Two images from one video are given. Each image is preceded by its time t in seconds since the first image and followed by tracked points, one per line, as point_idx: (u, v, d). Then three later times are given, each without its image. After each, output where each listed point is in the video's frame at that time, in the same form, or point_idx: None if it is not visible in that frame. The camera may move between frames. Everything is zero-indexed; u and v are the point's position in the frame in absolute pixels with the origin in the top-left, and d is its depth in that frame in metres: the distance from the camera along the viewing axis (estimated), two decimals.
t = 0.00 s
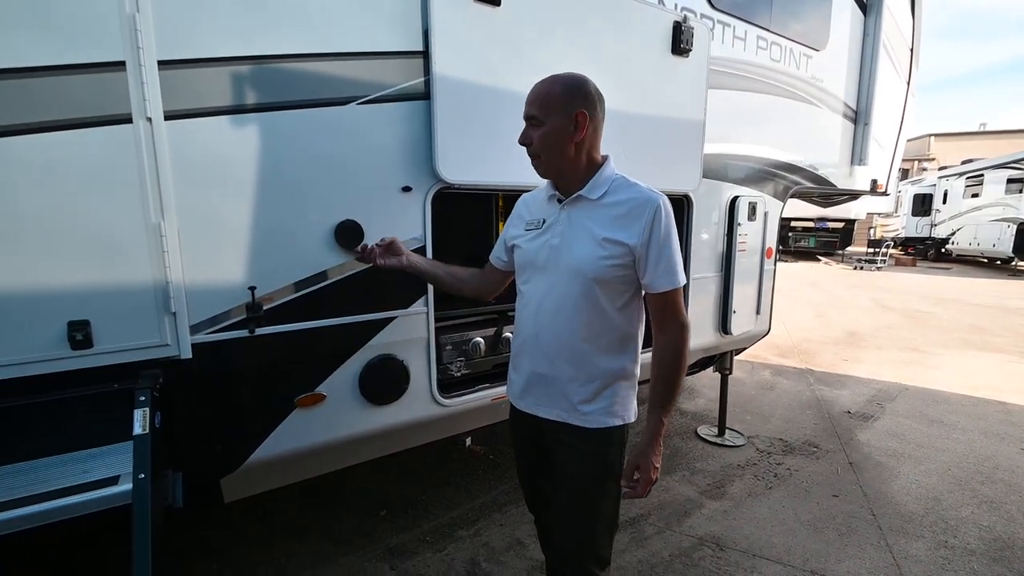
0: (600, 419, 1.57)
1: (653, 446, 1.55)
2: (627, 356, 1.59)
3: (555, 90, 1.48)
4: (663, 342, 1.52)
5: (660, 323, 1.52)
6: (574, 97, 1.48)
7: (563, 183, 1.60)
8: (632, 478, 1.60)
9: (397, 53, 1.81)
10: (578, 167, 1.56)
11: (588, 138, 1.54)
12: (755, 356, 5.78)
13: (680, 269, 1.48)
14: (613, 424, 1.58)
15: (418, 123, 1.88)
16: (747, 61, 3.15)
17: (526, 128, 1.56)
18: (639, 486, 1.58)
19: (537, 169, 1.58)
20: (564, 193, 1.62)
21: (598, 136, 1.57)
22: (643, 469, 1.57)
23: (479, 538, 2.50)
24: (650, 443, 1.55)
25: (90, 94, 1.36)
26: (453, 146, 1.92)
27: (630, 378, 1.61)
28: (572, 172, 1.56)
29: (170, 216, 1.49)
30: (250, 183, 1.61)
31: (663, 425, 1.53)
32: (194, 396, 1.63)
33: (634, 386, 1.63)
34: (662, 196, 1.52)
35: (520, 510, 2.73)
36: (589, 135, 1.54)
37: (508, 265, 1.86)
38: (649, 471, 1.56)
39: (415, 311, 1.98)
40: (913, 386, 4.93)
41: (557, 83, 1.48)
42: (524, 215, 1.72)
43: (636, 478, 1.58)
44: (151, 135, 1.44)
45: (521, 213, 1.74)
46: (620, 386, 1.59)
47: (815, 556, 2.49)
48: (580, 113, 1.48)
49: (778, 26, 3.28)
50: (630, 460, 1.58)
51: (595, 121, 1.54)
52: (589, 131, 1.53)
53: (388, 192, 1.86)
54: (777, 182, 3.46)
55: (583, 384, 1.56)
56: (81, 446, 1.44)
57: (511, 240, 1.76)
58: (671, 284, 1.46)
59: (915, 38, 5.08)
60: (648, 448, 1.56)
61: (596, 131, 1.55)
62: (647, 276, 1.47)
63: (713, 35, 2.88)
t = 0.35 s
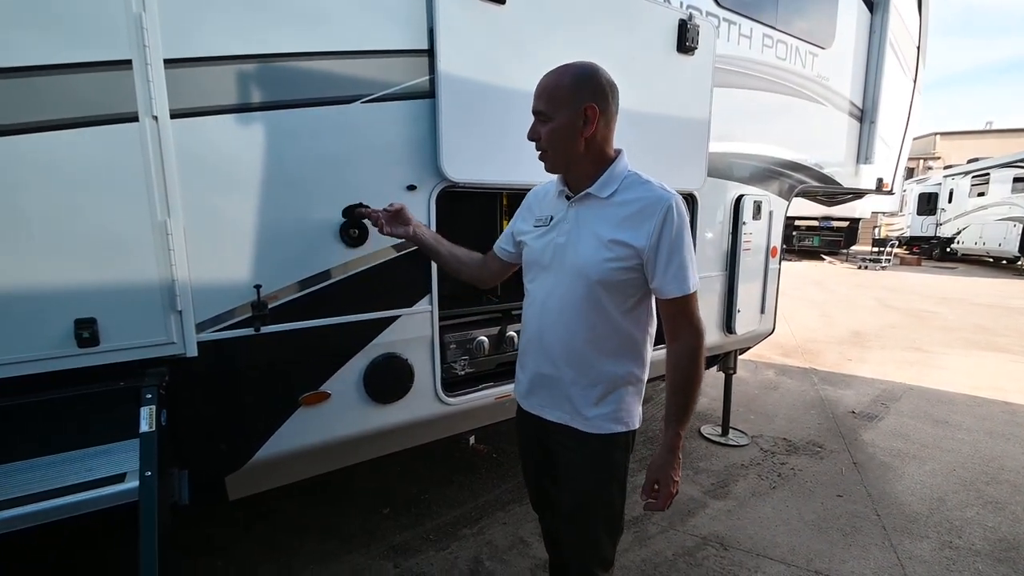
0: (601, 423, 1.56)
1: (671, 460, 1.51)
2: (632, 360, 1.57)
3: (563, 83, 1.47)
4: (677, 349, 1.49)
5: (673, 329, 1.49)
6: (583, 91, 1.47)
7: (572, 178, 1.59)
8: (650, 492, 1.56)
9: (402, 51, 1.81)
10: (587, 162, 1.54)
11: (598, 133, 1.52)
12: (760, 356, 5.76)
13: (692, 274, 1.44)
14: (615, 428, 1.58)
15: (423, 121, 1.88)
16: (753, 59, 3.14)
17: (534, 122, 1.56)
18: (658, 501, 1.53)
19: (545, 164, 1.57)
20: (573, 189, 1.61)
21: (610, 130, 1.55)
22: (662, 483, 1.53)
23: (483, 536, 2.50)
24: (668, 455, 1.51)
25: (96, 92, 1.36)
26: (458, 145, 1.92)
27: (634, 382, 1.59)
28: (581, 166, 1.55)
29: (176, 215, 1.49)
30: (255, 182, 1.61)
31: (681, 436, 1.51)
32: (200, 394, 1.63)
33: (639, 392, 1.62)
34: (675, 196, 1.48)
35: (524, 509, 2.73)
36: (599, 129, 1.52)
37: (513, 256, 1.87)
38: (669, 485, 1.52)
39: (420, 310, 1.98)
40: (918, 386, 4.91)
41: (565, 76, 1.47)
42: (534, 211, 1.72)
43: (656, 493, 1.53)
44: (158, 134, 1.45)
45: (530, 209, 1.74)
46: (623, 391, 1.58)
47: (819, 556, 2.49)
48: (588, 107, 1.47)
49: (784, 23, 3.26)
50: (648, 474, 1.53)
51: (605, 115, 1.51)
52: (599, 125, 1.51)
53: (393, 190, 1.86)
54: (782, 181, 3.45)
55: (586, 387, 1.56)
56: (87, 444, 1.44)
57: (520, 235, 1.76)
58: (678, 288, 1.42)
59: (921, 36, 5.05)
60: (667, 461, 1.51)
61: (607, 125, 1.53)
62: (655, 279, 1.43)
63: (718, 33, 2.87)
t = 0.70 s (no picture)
0: (607, 430, 1.55)
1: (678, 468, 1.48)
2: (641, 367, 1.56)
3: (580, 80, 1.46)
4: (686, 356, 1.46)
5: (683, 339, 1.47)
6: (600, 89, 1.46)
7: (583, 177, 1.58)
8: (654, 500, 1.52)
9: (406, 52, 1.82)
10: (601, 161, 1.54)
11: (615, 132, 1.51)
12: (762, 357, 5.75)
13: (704, 282, 1.43)
14: (621, 437, 1.57)
15: (426, 122, 1.88)
16: (756, 60, 3.14)
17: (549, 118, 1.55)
18: (663, 509, 1.50)
19: (558, 161, 1.57)
20: (585, 188, 1.61)
21: (626, 129, 1.54)
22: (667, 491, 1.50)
23: (484, 537, 2.51)
24: (676, 464, 1.48)
25: (102, 93, 1.37)
26: (461, 145, 1.92)
27: (642, 389, 1.58)
28: (595, 165, 1.54)
29: (180, 214, 1.50)
30: (259, 182, 1.62)
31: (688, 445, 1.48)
32: (203, 392, 1.64)
33: (648, 399, 1.61)
34: (691, 201, 1.47)
35: (525, 510, 2.73)
36: (615, 128, 1.51)
37: (521, 254, 1.82)
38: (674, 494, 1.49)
39: (422, 310, 1.99)
40: (921, 389, 4.90)
41: (583, 72, 1.46)
42: (544, 210, 1.72)
43: (661, 502, 1.49)
44: (163, 134, 1.45)
45: (540, 207, 1.74)
46: (630, 398, 1.56)
47: (822, 559, 2.48)
48: (605, 105, 1.46)
49: (787, 25, 3.26)
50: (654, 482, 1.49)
51: (623, 115, 1.50)
52: (616, 124, 1.50)
53: (396, 190, 1.86)
54: (785, 182, 3.45)
55: (593, 392, 1.56)
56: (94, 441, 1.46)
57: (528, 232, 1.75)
58: (688, 297, 1.41)
59: (926, 37, 5.04)
60: (673, 470, 1.48)
61: (624, 124, 1.52)
62: (666, 287, 1.43)
63: (721, 35, 2.87)
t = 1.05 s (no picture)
0: (620, 435, 1.55)
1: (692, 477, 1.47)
2: (654, 368, 1.55)
3: (585, 77, 1.46)
4: (701, 358, 1.45)
5: (698, 340, 1.45)
6: (605, 85, 1.45)
7: (591, 176, 1.58)
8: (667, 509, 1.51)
9: (413, 51, 1.82)
10: (609, 159, 1.53)
11: (622, 128, 1.50)
12: (769, 358, 5.73)
13: (720, 280, 1.41)
14: (633, 441, 1.56)
15: (433, 122, 1.89)
16: (765, 59, 3.13)
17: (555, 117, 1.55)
18: (675, 520, 1.48)
19: (565, 160, 1.57)
20: (593, 187, 1.60)
21: (633, 125, 1.53)
22: (680, 500, 1.49)
23: (489, 537, 2.51)
24: (689, 472, 1.47)
25: (112, 94, 1.39)
26: (467, 145, 1.92)
27: (655, 392, 1.56)
28: (603, 162, 1.54)
29: (188, 214, 1.51)
30: (266, 181, 1.63)
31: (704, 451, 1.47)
32: (209, 391, 1.65)
33: (663, 402, 1.60)
34: (703, 197, 1.45)
35: (530, 510, 2.73)
36: (622, 124, 1.50)
37: (530, 253, 1.82)
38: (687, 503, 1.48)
39: (428, 310, 1.99)
40: (931, 391, 4.86)
41: (588, 69, 1.45)
42: (552, 211, 1.72)
43: (673, 511, 1.48)
44: (171, 134, 1.46)
45: (549, 208, 1.73)
46: (644, 401, 1.56)
47: (830, 562, 2.47)
48: (611, 101, 1.45)
49: (796, 23, 3.24)
50: (667, 490, 1.48)
51: (629, 111, 1.50)
52: (623, 121, 1.50)
53: (402, 190, 1.86)
54: (793, 182, 3.43)
55: (606, 396, 1.55)
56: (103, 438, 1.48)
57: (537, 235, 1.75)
58: (703, 296, 1.39)
59: (936, 36, 5.00)
60: (686, 478, 1.47)
61: (630, 121, 1.51)
62: (681, 286, 1.41)
63: (730, 33, 2.85)
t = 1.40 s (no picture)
0: (636, 437, 1.55)
1: (711, 481, 1.46)
2: (670, 369, 1.54)
3: (595, 77, 1.45)
4: (718, 359, 1.44)
5: (715, 340, 1.44)
6: (615, 84, 1.45)
7: (603, 175, 1.57)
8: (685, 514, 1.50)
9: (424, 51, 1.83)
10: (620, 158, 1.53)
11: (633, 126, 1.49)
12: (781, 359, 5.68)
13: (738, 279, 1.40)
14: (648, 443, 1.55)
15: (444, 122, 1.89)
16: (777, 57, 3.10)
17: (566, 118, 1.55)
18: (693, 525, 1.47)
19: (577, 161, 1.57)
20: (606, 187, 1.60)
21: (644, 123, 1.52)
22: (698, 505, 1.48)
23: (499, 537, 2.51)
24: (706, 476, 1.46)
25: (128, 94, 1.40)
26: (478, 145, 1.93)
27: (671, 393, 1.56)
28: (615, 162, 1.53)
29: (202, 213, 1.52)
30: (279, 181, 1.64)
31: (721, 454, 1.46)
32: (222, 389, 1.66)
33: (680, 403, 1.59)
34: (718, 195, 1.44)
35: (539, 510, 2.72)
36: (633, 123, 1.49)
37: (542, 254, 1.83)
38: (705, 507, 1.46)
39: (438, 309, 1.99)
40: (946, 393, 4.79)
41: (597, 69, 1.45)
42: (564, 212, 1.72)
43: (691, 516, 1.47)
44: (186, 135, 1.48)
45: (560, 210, 1.73)
46: (660, 403, 1.55)
47: (844, 566, 2.44)
48: (622, 99, 1.44)
49: (808, 20, 3.22)
50: (684, 495, 1.47)
51: (640, 109, 1.49)
52: (633, 119, 1.49)
53: (413, 190, 1.87)
54: (806, 181, 3.39)
55: (622, 398, 1.55)
56: (116, 434, 1.51)
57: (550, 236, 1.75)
58: (719, 296, 1.38)
59: (952, 33, 4.93)
60: (704, 482, 1.46)
61: (642, 119, 1.50)
62: (698, 286, 1.40)
63: (741, 31, 2.84)
